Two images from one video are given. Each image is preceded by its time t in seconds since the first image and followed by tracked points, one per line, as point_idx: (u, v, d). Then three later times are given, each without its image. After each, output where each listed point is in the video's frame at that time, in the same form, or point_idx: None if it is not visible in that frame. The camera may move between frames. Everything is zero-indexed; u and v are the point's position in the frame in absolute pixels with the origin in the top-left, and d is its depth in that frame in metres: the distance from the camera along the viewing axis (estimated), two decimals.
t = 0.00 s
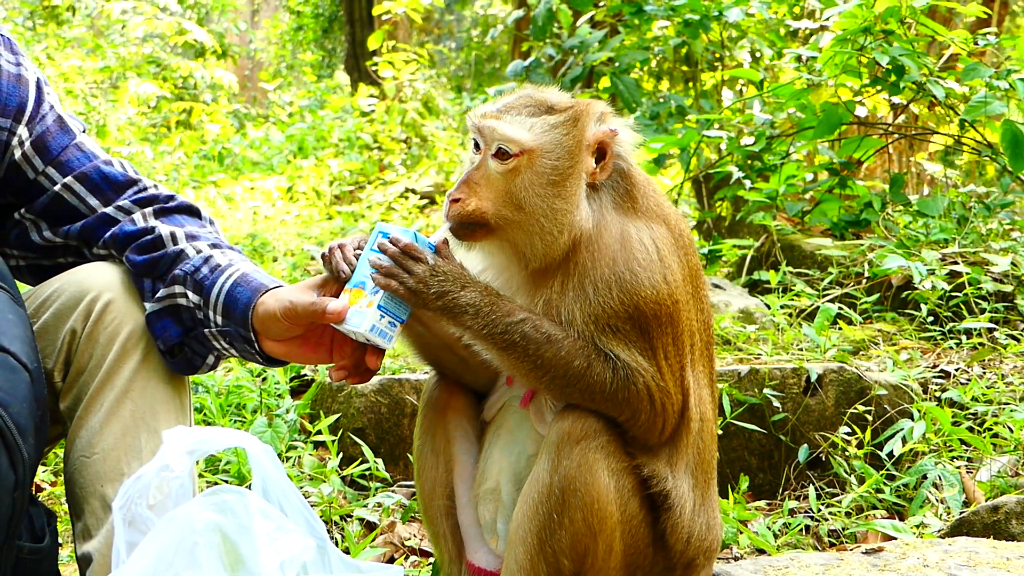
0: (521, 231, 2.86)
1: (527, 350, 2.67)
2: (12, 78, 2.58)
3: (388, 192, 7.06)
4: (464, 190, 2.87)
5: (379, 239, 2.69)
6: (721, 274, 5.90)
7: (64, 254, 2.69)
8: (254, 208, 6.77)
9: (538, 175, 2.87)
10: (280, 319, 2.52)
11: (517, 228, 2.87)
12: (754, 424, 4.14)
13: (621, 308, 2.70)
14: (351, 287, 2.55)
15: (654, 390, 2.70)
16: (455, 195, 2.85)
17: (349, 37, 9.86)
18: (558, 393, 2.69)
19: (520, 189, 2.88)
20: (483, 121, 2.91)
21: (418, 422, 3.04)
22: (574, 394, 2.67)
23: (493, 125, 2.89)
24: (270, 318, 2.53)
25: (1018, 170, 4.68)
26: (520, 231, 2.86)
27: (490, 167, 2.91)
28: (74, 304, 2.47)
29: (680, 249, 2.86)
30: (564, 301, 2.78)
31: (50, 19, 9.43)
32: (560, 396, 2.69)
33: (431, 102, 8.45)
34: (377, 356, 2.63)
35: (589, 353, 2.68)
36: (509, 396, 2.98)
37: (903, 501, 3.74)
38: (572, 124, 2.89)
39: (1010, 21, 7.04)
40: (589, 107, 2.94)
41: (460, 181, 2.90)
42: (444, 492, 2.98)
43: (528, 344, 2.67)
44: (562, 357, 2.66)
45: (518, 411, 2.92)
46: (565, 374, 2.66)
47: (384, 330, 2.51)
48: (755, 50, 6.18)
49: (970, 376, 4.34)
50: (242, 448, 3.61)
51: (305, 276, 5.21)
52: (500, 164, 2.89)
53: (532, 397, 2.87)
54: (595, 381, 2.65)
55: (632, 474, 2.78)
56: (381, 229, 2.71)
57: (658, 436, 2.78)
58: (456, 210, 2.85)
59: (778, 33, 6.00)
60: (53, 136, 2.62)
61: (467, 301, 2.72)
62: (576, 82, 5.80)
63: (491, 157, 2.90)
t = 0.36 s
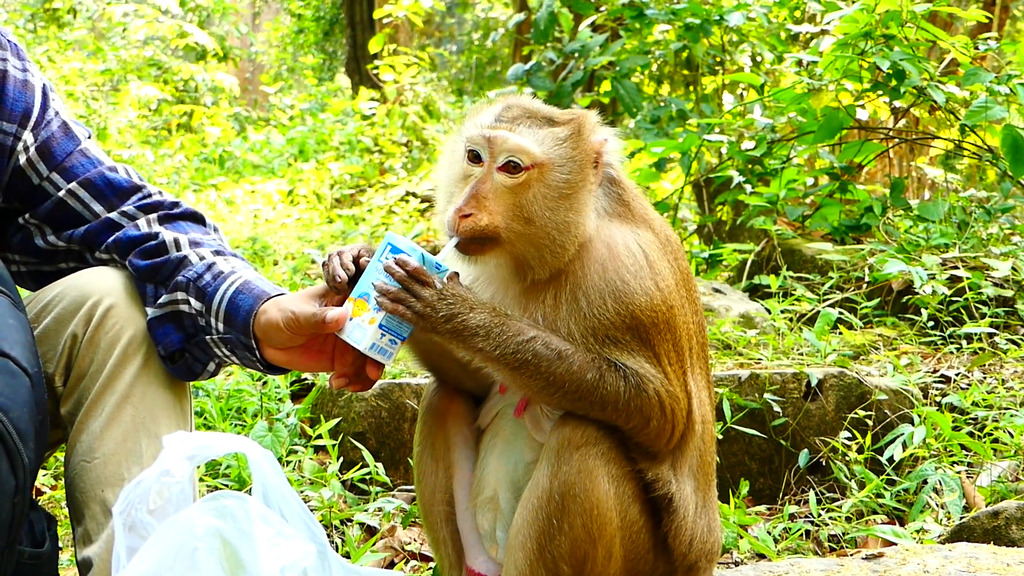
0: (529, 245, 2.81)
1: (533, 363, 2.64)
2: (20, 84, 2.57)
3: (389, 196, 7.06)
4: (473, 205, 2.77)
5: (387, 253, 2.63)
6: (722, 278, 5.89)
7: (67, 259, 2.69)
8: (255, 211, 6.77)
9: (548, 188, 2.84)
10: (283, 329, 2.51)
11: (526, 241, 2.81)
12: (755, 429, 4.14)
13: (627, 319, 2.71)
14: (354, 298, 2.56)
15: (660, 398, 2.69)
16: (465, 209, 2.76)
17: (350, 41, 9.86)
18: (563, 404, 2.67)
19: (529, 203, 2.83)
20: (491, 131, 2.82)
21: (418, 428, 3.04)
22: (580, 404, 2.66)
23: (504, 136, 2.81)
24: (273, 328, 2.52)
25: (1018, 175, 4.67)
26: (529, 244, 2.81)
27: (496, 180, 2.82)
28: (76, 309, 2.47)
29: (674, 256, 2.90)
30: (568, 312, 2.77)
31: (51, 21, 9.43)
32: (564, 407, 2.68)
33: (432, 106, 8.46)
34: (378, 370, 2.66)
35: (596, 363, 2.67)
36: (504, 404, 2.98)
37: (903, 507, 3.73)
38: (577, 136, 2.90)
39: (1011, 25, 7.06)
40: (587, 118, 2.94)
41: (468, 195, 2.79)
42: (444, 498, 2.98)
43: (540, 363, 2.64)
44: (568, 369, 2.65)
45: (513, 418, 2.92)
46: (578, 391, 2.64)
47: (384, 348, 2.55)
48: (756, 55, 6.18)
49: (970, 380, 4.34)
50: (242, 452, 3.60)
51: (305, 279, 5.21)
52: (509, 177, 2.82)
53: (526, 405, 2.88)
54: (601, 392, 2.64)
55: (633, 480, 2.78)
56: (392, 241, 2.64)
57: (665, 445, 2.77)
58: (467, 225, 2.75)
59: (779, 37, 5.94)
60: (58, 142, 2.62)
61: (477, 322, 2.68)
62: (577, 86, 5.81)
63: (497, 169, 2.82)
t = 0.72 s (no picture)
0: (609, 237, 2.74)
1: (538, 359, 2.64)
2: (19, 91, 2.58)
3: (388, 201, 7.06)
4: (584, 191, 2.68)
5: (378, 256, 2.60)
6: (722, 284, 5.89)
7: (66, 266, 2.69)
8: (255, 216, 6.77)
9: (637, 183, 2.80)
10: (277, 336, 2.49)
11: (609, 234, 2.74)
12: (754, 436, 4.13)
13: (624, 318, 2.74)
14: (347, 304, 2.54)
15: (656, 402, 2.71)
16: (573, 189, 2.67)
17: (350, 46, 9.85)
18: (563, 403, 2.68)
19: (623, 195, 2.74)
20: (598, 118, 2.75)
21: (418, 437, 3.03)
22: (582, 403, 2.67)
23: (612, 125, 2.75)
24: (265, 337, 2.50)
25: (1018, 181, 4.67)
26: (610, 237, 2.74)
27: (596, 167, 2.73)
28: (75, 316, 2.47)
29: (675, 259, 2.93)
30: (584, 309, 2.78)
31: (51, 26, 9.43)
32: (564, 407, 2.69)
33: (432, 111, 8.44)
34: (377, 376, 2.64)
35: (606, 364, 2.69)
36: (501, 410, 2.93)
37: (902, 514, 3.73)
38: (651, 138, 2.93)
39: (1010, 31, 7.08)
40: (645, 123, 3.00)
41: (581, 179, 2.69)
42: (443, 506, 2.98)
43: (533, 352, 2.64)
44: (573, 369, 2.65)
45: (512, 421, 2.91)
46: (568, 383, 2.64)
47: (379, 351, 2.50)
48: (756, 60, 6.10)
49: (970, 387, 4.33)
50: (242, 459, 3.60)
51: (304, 285, 5.21)
52: (608, 166, 2.73)
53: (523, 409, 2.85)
54: (603, 393, 2.66)
55: (631, 485, 2.78)
56: (381, 245, 2.62)
57: (661, 448, 2.79)
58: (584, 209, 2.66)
59: (779, 42, 5.96)
60: (57, 148, 2.62)
61: (478, 306, 2.66)
62: (578, 91, 5.82)
63: (597, 156, 2.72)
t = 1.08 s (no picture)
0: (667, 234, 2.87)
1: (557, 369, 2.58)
2: (19, 99, 2.58)
3: (387, 208, 7.06)
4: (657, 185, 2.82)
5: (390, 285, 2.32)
6: (721, 290, 5.88)
7: (66, 272, 2.68)
8: (253, 223, 6.78)
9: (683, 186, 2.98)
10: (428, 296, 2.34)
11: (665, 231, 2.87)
12: (753, 441, 4.13)
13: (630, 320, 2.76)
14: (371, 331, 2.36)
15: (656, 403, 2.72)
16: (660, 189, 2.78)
17: (349, 52, 9.83)
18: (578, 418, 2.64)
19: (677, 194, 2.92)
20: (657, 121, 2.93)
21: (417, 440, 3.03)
22: (595, 417, 2.63)
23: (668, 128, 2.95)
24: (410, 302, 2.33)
25: (1017, 187, 4.66)
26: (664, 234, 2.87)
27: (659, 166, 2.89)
28: (74, 323, 2.47)
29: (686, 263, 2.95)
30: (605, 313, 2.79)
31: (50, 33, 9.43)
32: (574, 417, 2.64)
33: (431, 118, 8.38)
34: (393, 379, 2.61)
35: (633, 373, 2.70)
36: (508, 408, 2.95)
37: (902, 519, 3.72)
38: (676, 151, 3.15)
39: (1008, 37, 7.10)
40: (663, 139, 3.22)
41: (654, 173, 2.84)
42: (443, 510, 2.98)
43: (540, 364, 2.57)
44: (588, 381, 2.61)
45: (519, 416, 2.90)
46: (576, 393, 2.58)
47: (419, 380, 2.40)
48: (755, 67, 6.11)
49: (969, 393, 4.33)
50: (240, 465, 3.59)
51: (303, 291, 5.21)
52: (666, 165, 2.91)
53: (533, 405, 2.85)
54: (612, 403, 2.62)
55: (630, 487, 2.79)
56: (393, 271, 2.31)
57: (655, 447, 2.82)
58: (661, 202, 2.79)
59: (778, 49, 5.98)
60: (57, 156, 2.62)
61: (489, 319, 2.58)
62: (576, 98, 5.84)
63: (658, 156, 2.90)
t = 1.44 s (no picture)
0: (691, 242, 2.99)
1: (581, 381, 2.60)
2: (13, 103, 2.59)
3: (384, 212, 7.08)
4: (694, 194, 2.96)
5: (477, 307, 2.41)
6: (717, 294, 5.90)
7: (62, 277, 2.70)
8: (250, 227, 6.79)
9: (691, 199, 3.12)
10: (523, 322, 2.40)
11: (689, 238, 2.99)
12: (749, 444, 4.15)
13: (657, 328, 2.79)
14: (441, 349, 2.47)
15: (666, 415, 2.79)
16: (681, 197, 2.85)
17: (346, 57, 9.81)
18: (597, 427, 2.66)
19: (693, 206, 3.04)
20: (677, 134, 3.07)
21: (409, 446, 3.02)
22: (611, 426, 2.67)
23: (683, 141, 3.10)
24: (505, 325, 2.39)
25: (1014, 191, 4.67)
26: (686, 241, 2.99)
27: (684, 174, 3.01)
28: (71, 326, 2.48)
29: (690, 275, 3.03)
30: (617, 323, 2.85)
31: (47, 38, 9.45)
32: (589, 427, 2.66)
33: (428, 122, 8.35)
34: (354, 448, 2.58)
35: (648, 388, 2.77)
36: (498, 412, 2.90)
37: (898, 522, 3.73)
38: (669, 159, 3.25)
39: (1004, 42, 7.13)
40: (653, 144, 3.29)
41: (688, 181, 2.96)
42: (437, 515, 3.01)
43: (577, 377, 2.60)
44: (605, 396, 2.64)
45: (512, 426, 2.86)
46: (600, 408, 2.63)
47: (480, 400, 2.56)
48: (751, 71, 6.13)
49: (965, 397, 4.34)
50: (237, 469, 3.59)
51: (300, 297, 5.23)
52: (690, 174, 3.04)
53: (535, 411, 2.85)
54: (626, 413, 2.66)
55: (634, 495, 2.80)
56: (479, 294, 2.41)
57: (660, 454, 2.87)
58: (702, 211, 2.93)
59: (774, 53, 5.97)
60: (52, 159, 2.62)
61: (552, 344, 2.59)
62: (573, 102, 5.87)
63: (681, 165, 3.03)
